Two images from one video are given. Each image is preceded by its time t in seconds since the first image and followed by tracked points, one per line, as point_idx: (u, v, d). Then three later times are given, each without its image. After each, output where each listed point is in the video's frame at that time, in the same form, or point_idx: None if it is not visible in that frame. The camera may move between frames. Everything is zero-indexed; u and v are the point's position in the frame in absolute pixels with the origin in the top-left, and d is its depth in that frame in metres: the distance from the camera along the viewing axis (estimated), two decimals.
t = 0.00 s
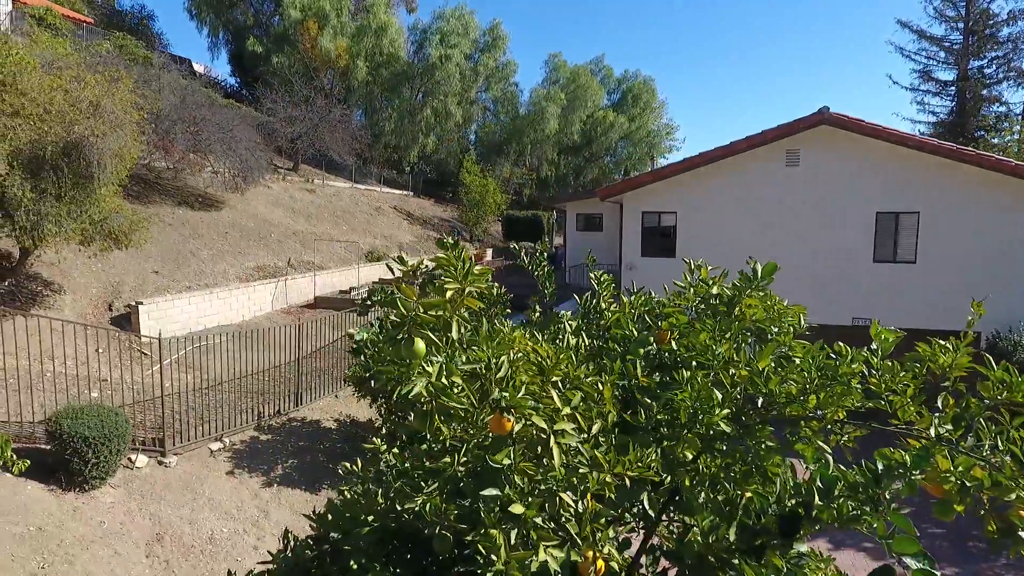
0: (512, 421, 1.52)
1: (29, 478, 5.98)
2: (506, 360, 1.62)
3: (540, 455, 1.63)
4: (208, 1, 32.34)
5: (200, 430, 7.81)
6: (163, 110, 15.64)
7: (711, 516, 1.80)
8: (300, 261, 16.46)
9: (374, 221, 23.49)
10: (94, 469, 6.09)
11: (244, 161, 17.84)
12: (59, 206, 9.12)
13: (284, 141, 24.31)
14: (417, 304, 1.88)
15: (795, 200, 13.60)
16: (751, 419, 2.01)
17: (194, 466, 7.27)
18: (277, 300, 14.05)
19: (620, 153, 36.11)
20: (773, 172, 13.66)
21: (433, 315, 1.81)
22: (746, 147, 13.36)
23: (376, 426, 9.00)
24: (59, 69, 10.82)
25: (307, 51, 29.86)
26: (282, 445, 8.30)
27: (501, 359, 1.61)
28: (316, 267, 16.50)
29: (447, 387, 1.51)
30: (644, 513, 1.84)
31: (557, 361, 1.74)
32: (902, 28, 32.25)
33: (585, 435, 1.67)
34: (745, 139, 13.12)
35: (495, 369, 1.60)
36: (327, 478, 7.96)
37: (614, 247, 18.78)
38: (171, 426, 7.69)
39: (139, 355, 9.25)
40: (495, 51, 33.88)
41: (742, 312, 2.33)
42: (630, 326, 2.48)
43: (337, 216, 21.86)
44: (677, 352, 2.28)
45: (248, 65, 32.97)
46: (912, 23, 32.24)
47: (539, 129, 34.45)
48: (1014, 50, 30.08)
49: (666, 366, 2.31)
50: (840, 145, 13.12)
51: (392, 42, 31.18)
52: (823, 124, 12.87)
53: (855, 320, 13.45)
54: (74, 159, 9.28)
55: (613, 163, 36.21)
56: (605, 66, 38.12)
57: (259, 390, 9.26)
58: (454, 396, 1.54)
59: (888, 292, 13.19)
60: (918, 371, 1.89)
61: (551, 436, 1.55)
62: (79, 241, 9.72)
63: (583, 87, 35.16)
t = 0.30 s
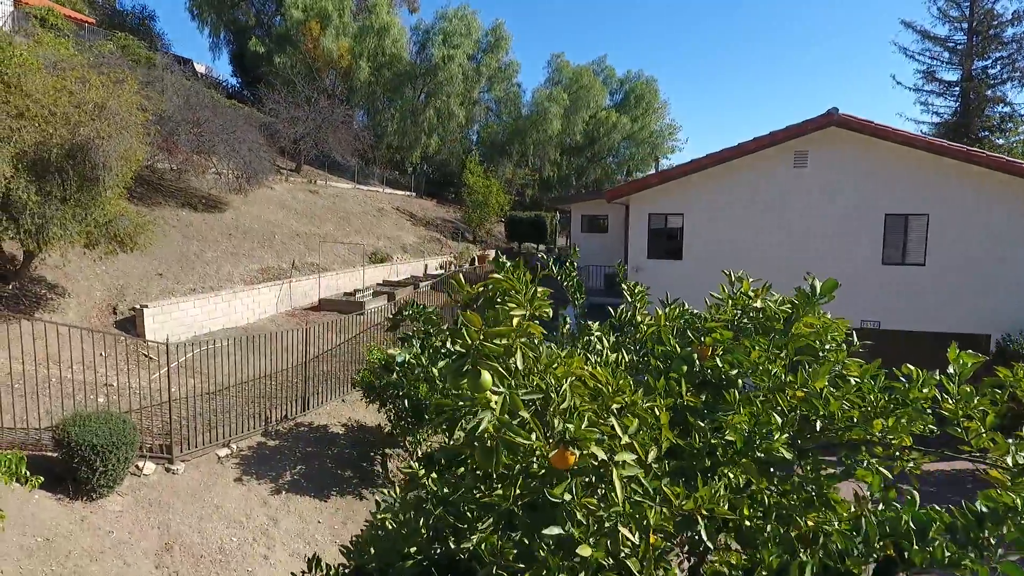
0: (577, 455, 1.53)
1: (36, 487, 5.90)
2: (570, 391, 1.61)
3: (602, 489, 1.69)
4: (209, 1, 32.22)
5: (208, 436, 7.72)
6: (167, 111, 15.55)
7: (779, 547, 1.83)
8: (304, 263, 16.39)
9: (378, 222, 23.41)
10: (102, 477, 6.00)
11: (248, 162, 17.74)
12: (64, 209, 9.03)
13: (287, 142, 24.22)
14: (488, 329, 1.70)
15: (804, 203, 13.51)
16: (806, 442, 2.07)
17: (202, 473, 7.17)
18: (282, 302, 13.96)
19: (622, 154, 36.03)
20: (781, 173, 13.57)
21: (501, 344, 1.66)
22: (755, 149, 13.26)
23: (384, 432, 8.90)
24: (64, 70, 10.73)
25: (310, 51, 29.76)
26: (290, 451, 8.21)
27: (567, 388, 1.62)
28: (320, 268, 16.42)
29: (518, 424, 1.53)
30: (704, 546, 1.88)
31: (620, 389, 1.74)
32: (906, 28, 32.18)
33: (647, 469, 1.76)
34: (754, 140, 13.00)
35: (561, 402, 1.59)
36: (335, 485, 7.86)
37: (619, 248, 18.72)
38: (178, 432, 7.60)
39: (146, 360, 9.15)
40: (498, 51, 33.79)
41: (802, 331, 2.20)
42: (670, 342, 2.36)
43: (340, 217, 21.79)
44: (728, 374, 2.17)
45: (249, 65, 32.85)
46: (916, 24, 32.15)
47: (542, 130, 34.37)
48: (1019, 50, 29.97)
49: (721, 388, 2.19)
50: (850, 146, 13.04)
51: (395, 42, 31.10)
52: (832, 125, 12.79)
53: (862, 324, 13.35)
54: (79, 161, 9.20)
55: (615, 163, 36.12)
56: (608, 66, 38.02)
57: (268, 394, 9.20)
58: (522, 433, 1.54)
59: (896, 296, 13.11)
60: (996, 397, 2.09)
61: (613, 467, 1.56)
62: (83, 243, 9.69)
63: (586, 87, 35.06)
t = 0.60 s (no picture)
0: (636, 497, 1.65)
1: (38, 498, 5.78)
2: (624, 431, 1.75)
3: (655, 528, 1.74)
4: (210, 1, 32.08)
5: (212, 443, 7.60)
6: (169, 112, 15.45)
7: None
8: (307, 265, 16.28)
9: (380, 223, 23.33)
10: (104, 487, 5.87)
11: (250, 164, 17.64)
12: (65, 213, 8.93)
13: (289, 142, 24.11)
14: (543, 365, 1.80)
15: (811, 205, 13.42)
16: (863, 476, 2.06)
17: (206, 481, 7.06)
18: (285, 305, 13.84)
19: (624, 154, 35.91)
20: (789, 175, 13.49)
21: (557, 381, 1.74)
22: (762, 150, 13.16)
23: (391, 438, 8.80)
24: (65, 72, 10.62)
25: (311, 52, 29.63)
26: (295, 457, 8.09)
27: (622, 426, 1.76)
28: (322, 270, 16.30)
29: (575, 470, 1.68)
30: None
31: (675, 422, 1.88)
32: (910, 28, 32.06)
33: (700, 505, 1.87)
34: (761, 141, 12.91)
35: (616, 440, 1.72)
36: (341, 493, 7.73)
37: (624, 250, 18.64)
38: (182, 439, 7.49)
39: (148, 366, 9.04)
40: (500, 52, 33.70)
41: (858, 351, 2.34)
42: (706, 358, 2.46)
43: (342, 219, 21.70)
44: (770, 394, 2.29)
45: (250, 65, 32.71)
46: (919, 23, 32.03)
47: (544, 130, 34.25)
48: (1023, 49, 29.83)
49: (764, 407, 2.31)
50: (858, 148, 12.96)
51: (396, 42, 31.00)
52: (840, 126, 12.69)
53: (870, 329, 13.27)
54: (81, 164, 9.10)
55: (618, 163, 36.01)
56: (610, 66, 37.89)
57: (273, 399, 9.10)
58: (580, 474, 1.67)
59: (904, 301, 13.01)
60: None
61: (669, 506, 1.68)
62: (85, 247, 9.59)
63: (589, 87, 34.99)
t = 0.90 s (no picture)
0: (696, 559, 1.58)
1: (34, 509, 5.64)
2: (684, 480, 1.70)
3: None
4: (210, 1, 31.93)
5: (213, 450, 7.45)
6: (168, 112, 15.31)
7: None
8: (307, 267, 16.15)
9: (381, 224, 23.20)
10: (102, 498, 5.73)
11: (251, 165, 17.51)
12: (63, 215, 8.78)
13: (289, 142, 23.99)
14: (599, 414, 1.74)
15: (816, 206, 13.75)
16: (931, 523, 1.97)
17: (206, 490, 6.92)
18: (285, 307, 13.70)
19: (626, 154, 35.77)
20: (796, 175, 13.78)
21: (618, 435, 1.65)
22: (769, 151, 13.40)
23: (394, 444, 8.66)
24: (63, 72, 10.49)
25: (311, 51, 29.46)
26: (297, 465, 7.95)
27: (679, 477, 1.71)
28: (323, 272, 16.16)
29: (634, 537, 1.60)
30: None
31: (733, 467, 1.86)
32: (913, 28, 31.97)
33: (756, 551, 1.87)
34: (769, 143, 13.16)
35: (672, 494, 1.65)
36: (343, 501, 7.59)
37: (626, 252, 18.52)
38: (181, 447, 7.35)
39: (146, 372, 8.89)
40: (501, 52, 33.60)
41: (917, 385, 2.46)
42: (745, 380, 2.52)
43: (343, 220, 21.56)
44: (812, 419, 2.43)
45: (250, 65, 32.55)
46: (922, 23, 31.95)
47: (545, 130, 34.12)
48: None
49: (804, 432, 2.47)
50: (862, 150, 13.34)
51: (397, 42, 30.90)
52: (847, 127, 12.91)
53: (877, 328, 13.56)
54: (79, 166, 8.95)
55: (619, 163, 35.88)
56: (611, 66, 37.77)
57: (274, 404, 8.97)
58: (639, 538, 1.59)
59: (908, 301, 13.37)
60: None
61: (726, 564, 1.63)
62: (83, 250, 9.44)
63: (590, 87, 34.88)
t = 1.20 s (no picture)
0: None
1: (28, 522, 5.49)
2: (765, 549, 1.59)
3: None
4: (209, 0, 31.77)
5: (211, 459, 7.29)
6: (168, 113, 15.17)
7: None
8: (308, 269, 15.98)
9: (383, 226, 23.07)
10: (97, 510, 5.57)
11: (251, 165, 17.35)
12: (59, 217, 8.62)
13: (289, 143, 23.83)
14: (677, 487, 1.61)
15: (823, 206, 13.58)
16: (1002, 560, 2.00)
17: (205, 499, 6.75)
18: (286, 310, 13.53)
19: (627, 155, 35.61)
20: (802, 176, 13.64)
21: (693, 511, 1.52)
22: (775, 152, 13.25)
23: (397, 451, 8.49)
24: (61, 71, 10.35)
25: (311, 51, 29.29)
26: (297, 472, 7.78)
27: (757, 547, 1.60)
28: (324, 274, 16.00)
29: None
30: None
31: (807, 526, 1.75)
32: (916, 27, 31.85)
33: None
34: (775, 143, 13.02)
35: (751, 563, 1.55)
36: (345, 510, 7.41)
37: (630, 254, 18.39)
38: (179, 455, 7.19)
39: (143, 377, 8.72)
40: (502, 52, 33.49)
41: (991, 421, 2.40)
42: (788, 406, 2.59)
43: (344, 221, 21.41)
44: (862, 448, 2.44)
45: (250, 65, 32.39)
46: (925, 23, 31.84)
47: (547, 130, 33.96)
48: None
49: (850, 462, 2.48)
50: (869, 150, 13.17)
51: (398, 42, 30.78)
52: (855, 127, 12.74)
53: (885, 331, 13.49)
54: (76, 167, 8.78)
55: (621, 164, 35.71)
56: (613, 66, 37.66)
57: (274, 410, 8.81)
58: None
59: (917, 303, 13.25)
60: None
61: None
62: (80, 253, 9.26)
63: (592, 87, 34.77)
